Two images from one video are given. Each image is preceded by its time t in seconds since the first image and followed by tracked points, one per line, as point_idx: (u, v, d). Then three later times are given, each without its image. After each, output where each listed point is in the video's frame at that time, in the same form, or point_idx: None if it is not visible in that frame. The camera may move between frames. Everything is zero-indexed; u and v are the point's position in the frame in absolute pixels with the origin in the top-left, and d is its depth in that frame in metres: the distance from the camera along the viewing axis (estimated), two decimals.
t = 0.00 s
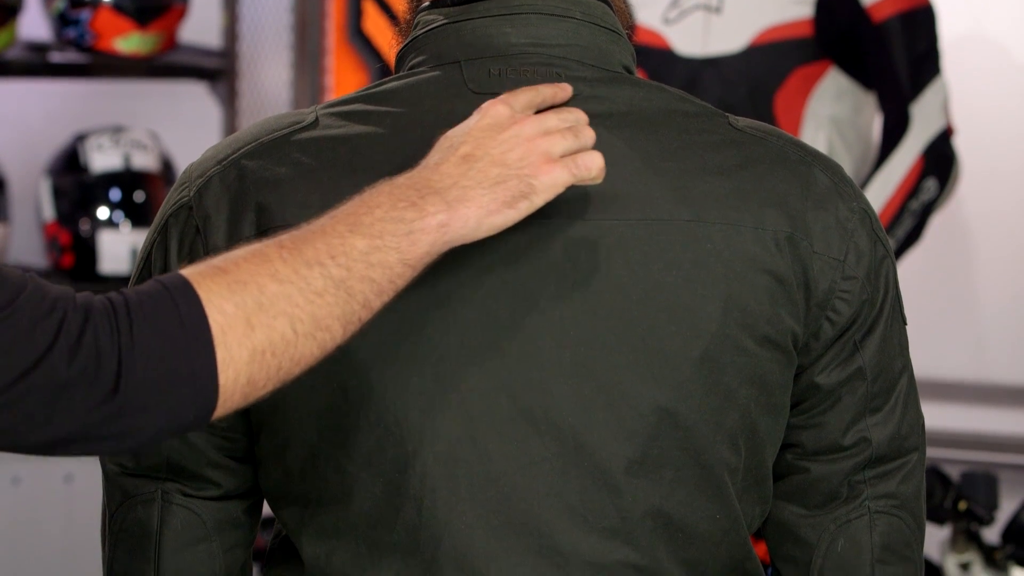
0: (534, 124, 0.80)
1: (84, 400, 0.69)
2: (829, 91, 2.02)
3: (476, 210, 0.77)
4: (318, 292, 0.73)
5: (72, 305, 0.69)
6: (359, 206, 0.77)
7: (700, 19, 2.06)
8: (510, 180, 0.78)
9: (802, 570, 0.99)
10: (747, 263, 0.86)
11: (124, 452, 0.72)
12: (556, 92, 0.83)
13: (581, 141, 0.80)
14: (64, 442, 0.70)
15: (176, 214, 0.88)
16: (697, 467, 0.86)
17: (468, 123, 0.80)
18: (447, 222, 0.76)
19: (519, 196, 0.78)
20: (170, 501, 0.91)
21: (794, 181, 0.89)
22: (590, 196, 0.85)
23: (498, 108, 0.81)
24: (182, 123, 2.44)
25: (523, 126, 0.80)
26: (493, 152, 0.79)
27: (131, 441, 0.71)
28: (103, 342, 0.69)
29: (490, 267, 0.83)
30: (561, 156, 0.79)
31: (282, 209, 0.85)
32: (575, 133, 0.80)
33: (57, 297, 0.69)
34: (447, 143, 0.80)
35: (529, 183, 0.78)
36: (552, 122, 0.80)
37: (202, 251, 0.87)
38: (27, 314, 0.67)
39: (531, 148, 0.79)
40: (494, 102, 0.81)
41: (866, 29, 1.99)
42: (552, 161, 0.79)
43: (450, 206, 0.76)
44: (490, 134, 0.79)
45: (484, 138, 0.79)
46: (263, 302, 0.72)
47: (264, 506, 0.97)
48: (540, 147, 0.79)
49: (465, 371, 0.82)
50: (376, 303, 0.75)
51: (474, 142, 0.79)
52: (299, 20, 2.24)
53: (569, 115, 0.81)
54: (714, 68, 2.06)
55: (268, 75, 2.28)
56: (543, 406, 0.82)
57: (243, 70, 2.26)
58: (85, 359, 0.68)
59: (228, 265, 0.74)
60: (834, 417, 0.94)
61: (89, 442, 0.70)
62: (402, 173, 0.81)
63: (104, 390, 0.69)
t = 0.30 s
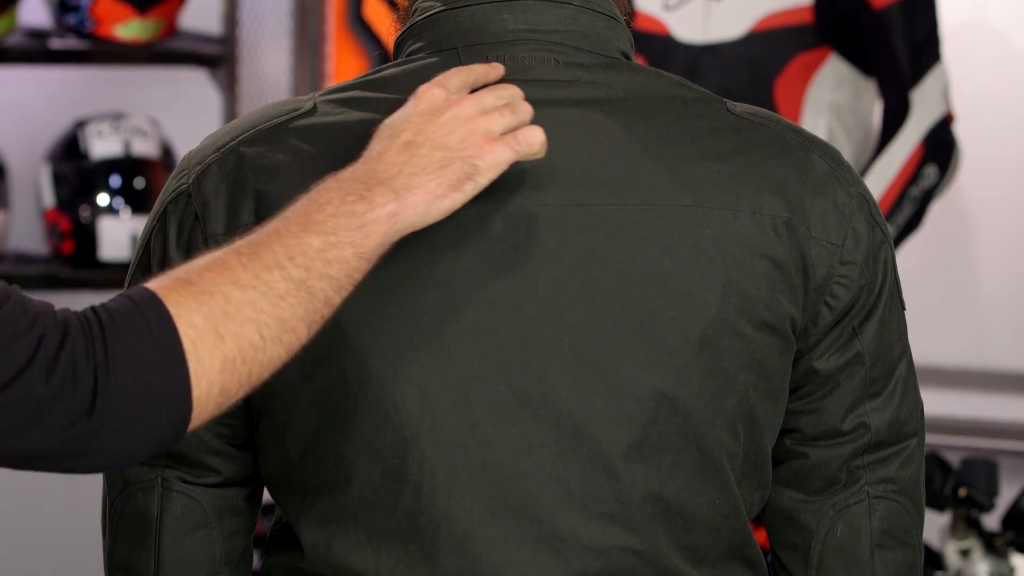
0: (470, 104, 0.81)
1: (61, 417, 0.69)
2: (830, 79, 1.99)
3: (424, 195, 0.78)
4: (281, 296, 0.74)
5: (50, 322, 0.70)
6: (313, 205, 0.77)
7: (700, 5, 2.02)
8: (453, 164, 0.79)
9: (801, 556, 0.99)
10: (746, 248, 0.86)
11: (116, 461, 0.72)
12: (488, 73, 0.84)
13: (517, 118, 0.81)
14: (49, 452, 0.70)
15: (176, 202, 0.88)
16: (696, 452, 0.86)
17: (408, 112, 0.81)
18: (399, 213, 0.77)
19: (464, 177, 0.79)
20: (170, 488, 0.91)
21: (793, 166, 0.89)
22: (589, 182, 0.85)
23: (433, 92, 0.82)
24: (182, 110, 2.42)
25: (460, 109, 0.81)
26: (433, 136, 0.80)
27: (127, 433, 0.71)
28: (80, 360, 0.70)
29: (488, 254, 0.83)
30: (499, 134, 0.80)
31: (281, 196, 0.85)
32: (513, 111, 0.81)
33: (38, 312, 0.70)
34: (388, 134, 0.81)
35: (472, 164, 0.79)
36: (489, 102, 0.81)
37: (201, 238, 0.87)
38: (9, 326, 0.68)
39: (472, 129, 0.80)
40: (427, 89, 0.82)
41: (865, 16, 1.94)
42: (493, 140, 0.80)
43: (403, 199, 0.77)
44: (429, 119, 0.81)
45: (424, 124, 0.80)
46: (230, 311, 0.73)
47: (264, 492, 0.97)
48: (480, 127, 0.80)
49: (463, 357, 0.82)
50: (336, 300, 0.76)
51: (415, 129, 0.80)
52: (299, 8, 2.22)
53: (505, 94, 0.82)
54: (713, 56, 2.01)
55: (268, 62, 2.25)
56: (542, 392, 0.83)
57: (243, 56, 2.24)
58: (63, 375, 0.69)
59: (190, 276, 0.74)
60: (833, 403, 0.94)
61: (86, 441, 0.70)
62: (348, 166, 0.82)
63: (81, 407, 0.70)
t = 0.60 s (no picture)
0: (457, 91, 0.81)
1: (49, 399, 0.70)
2: (830, 65, 1.98)
3: (412, 181, 0.78)
4: (268, 280, 0.75)
5: (37, 305, 0.71)
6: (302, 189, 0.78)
7: None
8: (440, 151, 0.79)
9: (801, 543, 0.99)
10: (746, 235, 0.86)
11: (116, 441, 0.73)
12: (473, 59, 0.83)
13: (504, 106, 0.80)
14: (39, 433, 0.71)
15: (177, 188, 0.88)
16: (696, 438, 0.86)
17: (395, 99, 0.81)
18: (387, 198, 0.77)
19: (452, 164, 0.78)
20: (169, 474, 0.91)
21: (793, 152, 0.89)
22: (589, 169, 0.85)
23: (419, 79, 0.81)
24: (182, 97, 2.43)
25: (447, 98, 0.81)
26: (419, 123, 0.80)
27: (126, 412, 0.72)
28: (69, 341, 0.70)
29: (488, 240, 0.83)
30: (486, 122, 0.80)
31: (281, 182, 0.85)
32: (500, 98, 0.80)
33: (25, 295, 0.71)
34: (375, 120, 0.81)
35: (460, 151, 0.78)
36: (475, 90, 0.81)
37: (201, 224, 0.87)
38: None
39: (459, 117, 0.80)
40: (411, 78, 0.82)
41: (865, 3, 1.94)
42: (481, 127, 0.79)
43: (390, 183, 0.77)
44: (416, 105, 0.80)
45: (410, 110, 0.80)
46: (218, 295, 0.73)
47: (264, 479, 0.97)
48: (467, 115, 0.80)
49: (462, 343, 0.82)
50: (324, 284, 0.76)
51: (402, 115, 0.80)
52: None
53: (492, 82, 0.82)
54: (714, 42, 1.99)
55: (268, 48, 2.25)
56: (542, 378, 0.83)
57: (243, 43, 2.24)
58: (51, 357, 0.70)
59: (180, 259, 0.75)
60: (833, 389, 0.94)
61: (86, 417, 0.72)
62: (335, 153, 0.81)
63: (68, 389, 0.70)
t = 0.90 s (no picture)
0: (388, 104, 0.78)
1: None
2: (830, 52, 1.97)
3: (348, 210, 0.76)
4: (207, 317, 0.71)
5: None
6: (237, 212, 0.74)
7: None
8: (376, 180, 0.77)
9: (801, 530, 0.99)
10: (747, 222, 0.86)
11: (70, 478, 0.70)
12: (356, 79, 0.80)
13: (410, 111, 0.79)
14: None
15: (178, 174, 0.88)
16: (697, 425, 0.86)
17: (328, 116, 0.77)
18: (330, 217, 0.75)
19: (386, 195, 0.77)
20: (170, 461, 0.91)
21: (793, 139, 0.89)
22: (589, 156, 0.85)
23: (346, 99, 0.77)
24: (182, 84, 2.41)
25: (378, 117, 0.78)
26: (361, 150, 0.76)
27: (81, 448, 0.69)
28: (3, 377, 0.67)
29: (488, 228, 0.83)
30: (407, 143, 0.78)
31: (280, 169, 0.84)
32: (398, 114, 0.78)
33: None
34: (308, 140, 0.76)
35: (394, 179, 0.77)
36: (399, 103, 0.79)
37: (201, 211, 0.87)
38: None
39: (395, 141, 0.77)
40: (326, 92, 0.78)
41: None
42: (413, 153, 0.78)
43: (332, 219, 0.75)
44: (353, 133, 0.77)
45: (348, 135, 0.76)
46: (156, 335, 0.70)
47: (264, 466, 0.97)
48: (399, 134, 0.78)
49: (462, 331, 0.82)
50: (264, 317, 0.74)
51: (336, 137, 0.76)
52: None
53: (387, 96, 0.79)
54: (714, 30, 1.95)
55: (268, 34, 2.25)
56: (542, 365, 0.83)
57: (243, 30, 2.25)
58: None
59: (119, 295, 0.71)
60: (833, 376, 0.94)
61: (31, 457, 0.68)
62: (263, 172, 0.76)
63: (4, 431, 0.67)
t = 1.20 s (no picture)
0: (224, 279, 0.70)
1: None
2: (830, 38, 1.95)
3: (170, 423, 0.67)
4: None
5: None
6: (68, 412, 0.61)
7: None
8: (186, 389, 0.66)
9: (801, 517, 0.99)
10: (747, 208, 0.86)
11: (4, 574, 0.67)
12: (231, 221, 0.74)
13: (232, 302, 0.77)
14: None
15: (176, 161, 0.87)
16: (697, 412, 0.86)
17: (132, 330, 0.62)
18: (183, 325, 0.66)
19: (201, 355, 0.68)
20: (169, 447, 0.91)
21: (793, 126, 0.89)
22: (589, 142, 0.85)
23: (204, 266, 0.68)
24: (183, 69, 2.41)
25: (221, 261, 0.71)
26: (173, 358, 0.64)
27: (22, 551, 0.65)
28: None
29: (488, 215, 0.83)
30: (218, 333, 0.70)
31: (279, 155, 0.84)
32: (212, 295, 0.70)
33: None
34: (115, 381, 0.61)
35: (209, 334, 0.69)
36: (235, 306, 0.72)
37: (200, 198, 0.86)
38: None
39: (206, 344, 0.67)
40: (100, 255, 0.60)
41: None
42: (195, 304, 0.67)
43: (128, 445, 0.63)
44: (165, 329, 0.63)
45: (153, 342, 0.62)
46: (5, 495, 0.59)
47: (264, 453, 0.98)
48: (207, 338, 0.67)
49: (463, 318, 0.83)
50: (143, 443, 0.68)
51: (125, 368, 0.62)
52: None
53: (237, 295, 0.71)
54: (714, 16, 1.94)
55: (268, 22, 2.23)
56: (542, 352, 0.83)
57: (243, 17, 2.23)
58: None
59: None
60: (832, 363, 0.94)
61: None
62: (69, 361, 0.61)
63: None
